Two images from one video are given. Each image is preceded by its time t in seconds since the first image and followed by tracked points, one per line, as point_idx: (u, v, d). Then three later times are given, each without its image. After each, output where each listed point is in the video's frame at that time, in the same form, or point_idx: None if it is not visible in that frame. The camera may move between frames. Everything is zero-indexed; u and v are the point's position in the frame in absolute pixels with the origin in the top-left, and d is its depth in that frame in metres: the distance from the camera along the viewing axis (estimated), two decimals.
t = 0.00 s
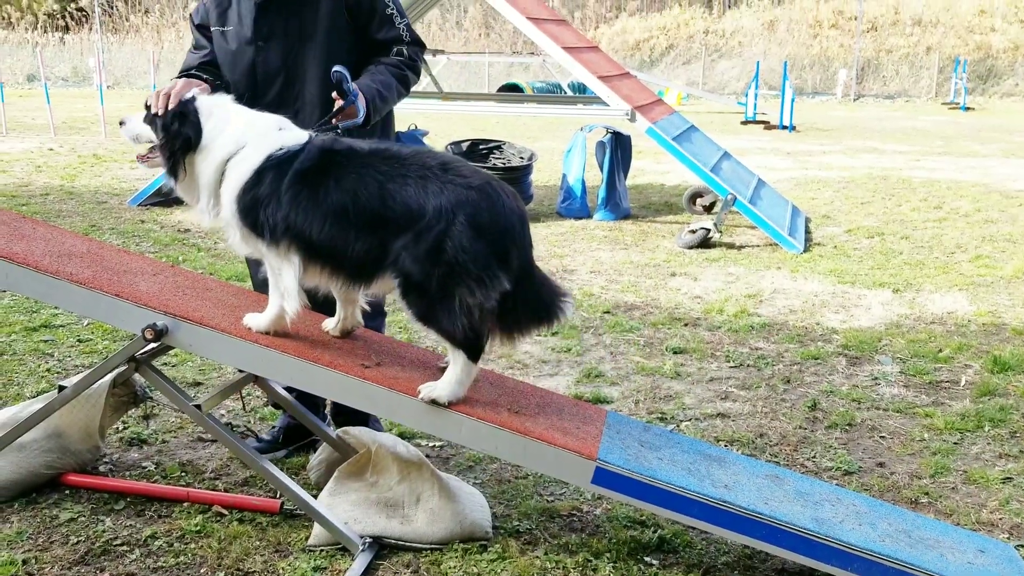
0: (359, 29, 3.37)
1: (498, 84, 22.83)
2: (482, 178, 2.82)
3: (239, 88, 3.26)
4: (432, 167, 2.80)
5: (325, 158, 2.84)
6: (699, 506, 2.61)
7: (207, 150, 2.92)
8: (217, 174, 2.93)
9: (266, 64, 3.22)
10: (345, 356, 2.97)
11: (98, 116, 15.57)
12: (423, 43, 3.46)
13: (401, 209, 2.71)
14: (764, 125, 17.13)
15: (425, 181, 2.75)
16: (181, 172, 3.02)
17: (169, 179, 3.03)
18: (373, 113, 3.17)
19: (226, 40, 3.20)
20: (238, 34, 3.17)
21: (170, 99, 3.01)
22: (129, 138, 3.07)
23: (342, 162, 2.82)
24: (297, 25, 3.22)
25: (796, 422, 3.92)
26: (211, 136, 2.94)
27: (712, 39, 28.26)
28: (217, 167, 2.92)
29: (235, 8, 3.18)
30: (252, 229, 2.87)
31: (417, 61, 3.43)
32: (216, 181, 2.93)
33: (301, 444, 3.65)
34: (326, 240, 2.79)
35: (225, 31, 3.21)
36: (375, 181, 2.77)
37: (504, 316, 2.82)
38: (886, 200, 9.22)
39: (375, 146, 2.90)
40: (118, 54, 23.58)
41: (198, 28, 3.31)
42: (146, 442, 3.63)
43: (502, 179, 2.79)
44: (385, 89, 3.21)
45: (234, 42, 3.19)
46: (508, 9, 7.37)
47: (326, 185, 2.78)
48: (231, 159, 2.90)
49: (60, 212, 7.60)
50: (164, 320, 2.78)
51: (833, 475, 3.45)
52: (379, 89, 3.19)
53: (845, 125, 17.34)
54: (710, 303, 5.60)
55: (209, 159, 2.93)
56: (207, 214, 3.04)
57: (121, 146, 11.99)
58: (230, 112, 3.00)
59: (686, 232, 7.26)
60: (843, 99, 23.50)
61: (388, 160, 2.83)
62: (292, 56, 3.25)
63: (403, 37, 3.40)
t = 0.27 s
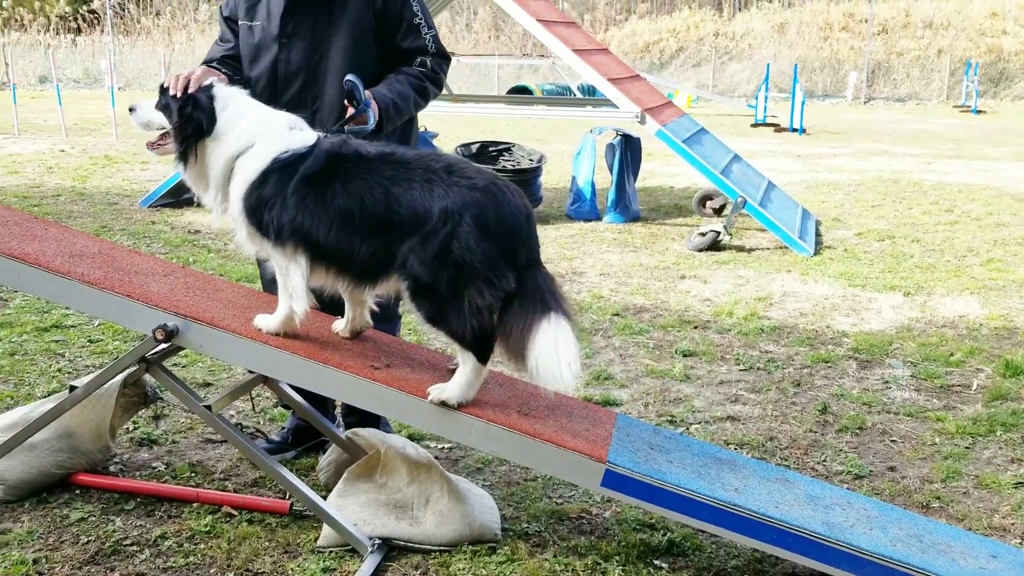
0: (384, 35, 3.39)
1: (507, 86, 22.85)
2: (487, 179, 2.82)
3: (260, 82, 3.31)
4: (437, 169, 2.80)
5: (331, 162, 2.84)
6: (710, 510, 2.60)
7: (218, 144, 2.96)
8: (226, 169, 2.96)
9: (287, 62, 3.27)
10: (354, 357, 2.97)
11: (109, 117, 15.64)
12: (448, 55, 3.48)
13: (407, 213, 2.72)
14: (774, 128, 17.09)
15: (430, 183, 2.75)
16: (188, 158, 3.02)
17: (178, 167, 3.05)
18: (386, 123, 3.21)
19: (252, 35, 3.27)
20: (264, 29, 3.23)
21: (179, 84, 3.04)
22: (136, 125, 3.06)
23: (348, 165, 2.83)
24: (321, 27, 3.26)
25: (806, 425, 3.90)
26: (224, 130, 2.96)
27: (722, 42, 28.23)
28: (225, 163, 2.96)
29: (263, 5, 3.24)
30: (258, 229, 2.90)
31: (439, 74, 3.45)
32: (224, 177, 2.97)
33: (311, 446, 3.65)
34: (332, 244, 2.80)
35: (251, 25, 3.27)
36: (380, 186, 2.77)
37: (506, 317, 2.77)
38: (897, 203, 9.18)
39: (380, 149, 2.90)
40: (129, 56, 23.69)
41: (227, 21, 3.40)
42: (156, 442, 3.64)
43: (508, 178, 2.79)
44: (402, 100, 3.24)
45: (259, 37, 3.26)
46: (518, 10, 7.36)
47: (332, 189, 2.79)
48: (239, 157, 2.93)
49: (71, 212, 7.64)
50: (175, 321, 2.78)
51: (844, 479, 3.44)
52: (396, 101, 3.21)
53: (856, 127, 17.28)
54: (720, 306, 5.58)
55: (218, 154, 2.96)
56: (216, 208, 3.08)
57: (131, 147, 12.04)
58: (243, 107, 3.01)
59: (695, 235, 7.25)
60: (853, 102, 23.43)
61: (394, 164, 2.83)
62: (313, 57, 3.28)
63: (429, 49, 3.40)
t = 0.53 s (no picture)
0: (400, 38, 3.40)
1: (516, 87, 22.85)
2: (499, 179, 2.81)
3: (277, 80, 3.36)
4: (449, 169, 2.80)
5: (344, 163, 2.84)
6: (719, 512, 2.59)
7: (232, 140, 2.97)
8: (238, 166, 2.98)
9: (305, 60, 3.30)
10: (364, 357, 2.97)
11: (119, 117, 15.70)
12: (459, 63, 3.52)
13: (419, 213, 2.72)
14: (783, 129, 17.05)
15: (442, 184, 2.75)
16: (204, 150, 3.05)
17: (193, 158, 3.08)
18: (399, 134, 3.26)
19: (272, 32, 3.32)
20: (284, 27, 3.28)
21: (207, 73, 3.10)
22: (152, 114, 3.11)
23: (361, 165, 2.83)
24: (340, 25, 3.29)
25: (816, 428, 3.89)
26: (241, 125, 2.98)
27: (731, 43, 28.20)
28: (240, 158, 2.97)
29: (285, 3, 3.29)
30: (269, 228, 2.92)
31: (452, 84, 3.49)
32: (237, 173, 2.99)
33: (319, 446, 3.66)
34: (345, 243, 2.81)
35: (272, 22, 3.32)
36: (392, 185, 2.78)
37: (518, 320, 2.78)
38: (907, 205, 9.14)
39: (393, 148, 2.90)
40: (139, 57, 23.77)
41: (247, 18, 3.46)
42: (166, 442, 3.65)
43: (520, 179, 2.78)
44: (413, 111, 3.29)
45: (279, 34, 3.31)
46: (527, 11, 7.36)
47: (346, 189, 2.80)
48: (252, 154, 2.94)
49: (82, 212, 7.67)
50: (185, 320, 2.79)
51: (853, 481, 3.42)
52: (407, 111, 3.26)
53: (866, 129, 17.22)
54: (729, 308, 5.57)
55: (233, 149, 2.98)
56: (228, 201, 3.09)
57: (141, 148, 12.08)
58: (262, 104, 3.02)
59: (704, 236, 7.23)
60: (862, 103, 23.35)
61: (407, 163, 2.84)
62: (331, 56, 3.31)
63: (442, 56, 3.44)
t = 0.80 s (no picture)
0: (402, 37, 3.40)
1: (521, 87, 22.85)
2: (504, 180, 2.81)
3: (281, 79, 3.37)
4: (455, 171, 2.80)
5: (349, 164, 2.84)
6: (723, 513, 2.59)
7: (241, 140, 2.98)
8: (246, 166, 2.98)
9: (309, 58, 3.31)
10: (369, 358, 2.98)
11: (123, 118, 15.71)
12: (458, 64, 3.51)
13: (425, 215, 2.72)
14: (788, 129, 17.03)
15: (447, 184, 2.75)
16: (212, 149, 3.04)
17: (201, 157, 3.08)
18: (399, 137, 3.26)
19: (276, 31, 3.33)
20: (288, 26, 3.29)
21: (216, 71, 3.10)
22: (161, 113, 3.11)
23: (367, 166, 2.84)
24: (343, 24, 3.29)
25: (820, 429, 3.89)
26: (250, 125, 2.98)
27: (735, 43, 28.18)
28: (248, 158, 2.97)
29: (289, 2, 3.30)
30: (275, 228, 2.92)
31: (450, 86, 3.49)
32: (246, 173, 2.99)
33: (323, 446, 3.66)
34: (351, 245, 2.82)
35: (276, 22, 3.34)
36: (398, 186, 2.78)
37: (525, 319, 2.79)
38: (912, 206, 9.13)
39: (399, 149, 2.90)
40: (144, 57, 23.81)
41: (253, 17, 3.48)
42: (170, 442, 3.66)
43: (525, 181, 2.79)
44: (411, 113, 3.29)
45: (284, 34, 3.32)
46: (532, 11, 7.36)
47: (352, 190, 2.80)
48: (261, 154, 2.94)
49: (87, 213, 7.68)
50: (190, 321, 2.80)
51: (858, 483, 3.42)
52: (405, 114, 3.26)
53: (870, 130, 17.19)
54: (733, 308, 5.57)
55: (242, 148, 2.98)
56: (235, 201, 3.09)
57: (146, 148, 12.09)
58: (271, 104, 3.02)
59: (709, 236, 7.23)
60: (867, 103, 23.33)
61: (412, 165, 2.84)
62: (334, 54, 3.32)
63: (440, 57, 3.43)
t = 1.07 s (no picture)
0: (403, 36, 3.41)
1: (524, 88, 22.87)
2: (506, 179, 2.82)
3: (283, 78, 3.39)
4: (457, 169, 2.81)
5: (352, 163, 2.85)
6: (726, 511, 2.60)
7: (246, 137, 2.99)
8: (251, 163, 3.00)
9: (310, 57, 3.33)
10: (373, 356, 2.99)
11: (127, 117, 15.73)
12: (462, 60, 3.53)
13: (427, 213, 2.73)
14: (791, 130, 17.04)
15: (449, 183, 2.77)
16: (217, 145, 3.06)
17: (206, 152, 3.09)
18: (411, 131, 3.27)
19: (277, 31, 3.35)
20: (288, 26, 3.31)
21: (221, 68, 3.13)
22: (163, 108, 3.12)
23: (370, 165, 2.85)
24: (344, 23, 3.30)
25: (822, 428, 3.89)
26: (255, 122, 3.00)
27: (738, 43, 28.19)
28: (253, 156, 2.99)
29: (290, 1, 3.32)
30: (279, 226, 2.94)
31: (454, 82, 3.50)
32: (251, 170, 3.01)
33: (327, 445, 3.67)
34: (354, 243, 2.83)
35: (277, 22, 3.35)
36: (400, 185, 2.80)
37: (527, 319, 2.80)
38: (915, 207, 9.13)
39: (401, 148, 2.91)
40: (148, 57, 23.85)
41: (254, 18, 3.49)
42: (175, 440, 3.67)
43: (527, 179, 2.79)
44: (420, 107, 3.30)
45: (285, 33, 3.34)
46: (535, 11, 7.38)
47: (355, 188, 2.81)
48: (265, 152, 2.96)
49: (91, 211, 7.70)
50: (195, 319, 2.81)
51: (860, 482, 3.42)
52: (415, 108, 3.28)
53: (873, 130, 17.19)
54: (736, 308, 5.57)
55: (247, 145, 2.99)
56: (240, 197, 3.10)
57: (150, 147, 12.11)
58: (276, 102, 3.04)
59: (712, 236, 7.24)
60: (870, 104, 23.33)
61: (415, 164, 2.85)
62: (335, 53, 3.33)
63: (444, 54, 3.45)
